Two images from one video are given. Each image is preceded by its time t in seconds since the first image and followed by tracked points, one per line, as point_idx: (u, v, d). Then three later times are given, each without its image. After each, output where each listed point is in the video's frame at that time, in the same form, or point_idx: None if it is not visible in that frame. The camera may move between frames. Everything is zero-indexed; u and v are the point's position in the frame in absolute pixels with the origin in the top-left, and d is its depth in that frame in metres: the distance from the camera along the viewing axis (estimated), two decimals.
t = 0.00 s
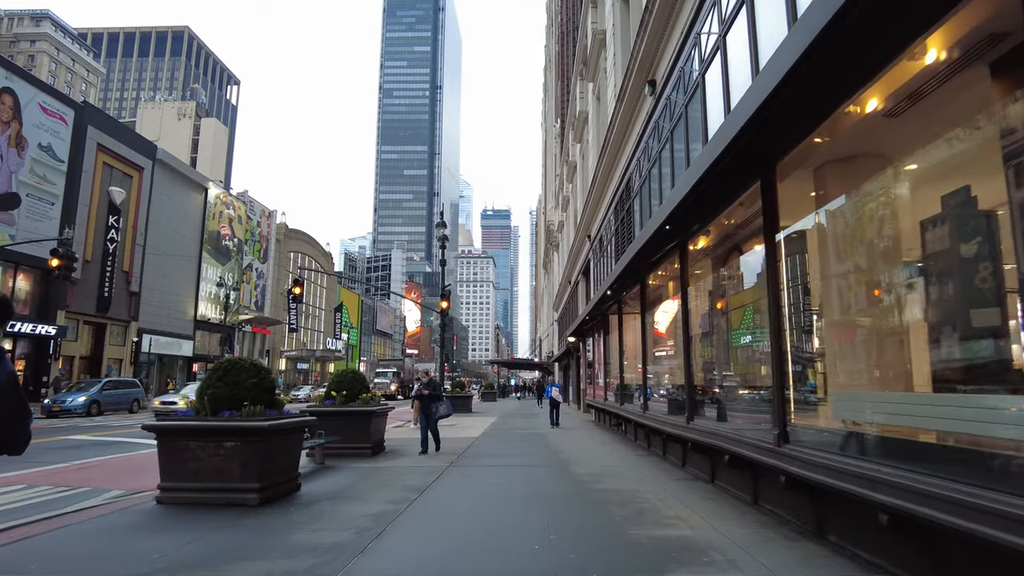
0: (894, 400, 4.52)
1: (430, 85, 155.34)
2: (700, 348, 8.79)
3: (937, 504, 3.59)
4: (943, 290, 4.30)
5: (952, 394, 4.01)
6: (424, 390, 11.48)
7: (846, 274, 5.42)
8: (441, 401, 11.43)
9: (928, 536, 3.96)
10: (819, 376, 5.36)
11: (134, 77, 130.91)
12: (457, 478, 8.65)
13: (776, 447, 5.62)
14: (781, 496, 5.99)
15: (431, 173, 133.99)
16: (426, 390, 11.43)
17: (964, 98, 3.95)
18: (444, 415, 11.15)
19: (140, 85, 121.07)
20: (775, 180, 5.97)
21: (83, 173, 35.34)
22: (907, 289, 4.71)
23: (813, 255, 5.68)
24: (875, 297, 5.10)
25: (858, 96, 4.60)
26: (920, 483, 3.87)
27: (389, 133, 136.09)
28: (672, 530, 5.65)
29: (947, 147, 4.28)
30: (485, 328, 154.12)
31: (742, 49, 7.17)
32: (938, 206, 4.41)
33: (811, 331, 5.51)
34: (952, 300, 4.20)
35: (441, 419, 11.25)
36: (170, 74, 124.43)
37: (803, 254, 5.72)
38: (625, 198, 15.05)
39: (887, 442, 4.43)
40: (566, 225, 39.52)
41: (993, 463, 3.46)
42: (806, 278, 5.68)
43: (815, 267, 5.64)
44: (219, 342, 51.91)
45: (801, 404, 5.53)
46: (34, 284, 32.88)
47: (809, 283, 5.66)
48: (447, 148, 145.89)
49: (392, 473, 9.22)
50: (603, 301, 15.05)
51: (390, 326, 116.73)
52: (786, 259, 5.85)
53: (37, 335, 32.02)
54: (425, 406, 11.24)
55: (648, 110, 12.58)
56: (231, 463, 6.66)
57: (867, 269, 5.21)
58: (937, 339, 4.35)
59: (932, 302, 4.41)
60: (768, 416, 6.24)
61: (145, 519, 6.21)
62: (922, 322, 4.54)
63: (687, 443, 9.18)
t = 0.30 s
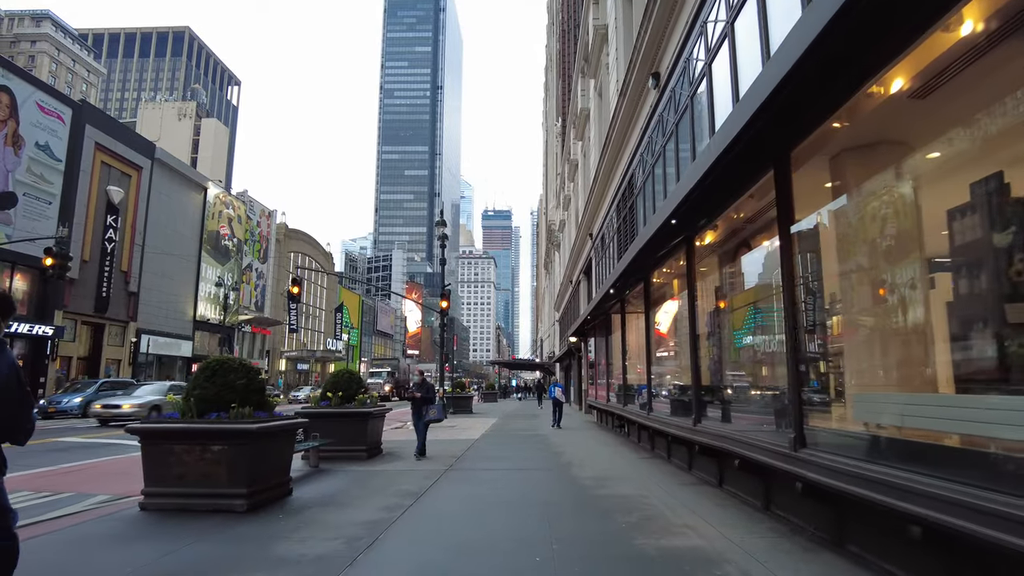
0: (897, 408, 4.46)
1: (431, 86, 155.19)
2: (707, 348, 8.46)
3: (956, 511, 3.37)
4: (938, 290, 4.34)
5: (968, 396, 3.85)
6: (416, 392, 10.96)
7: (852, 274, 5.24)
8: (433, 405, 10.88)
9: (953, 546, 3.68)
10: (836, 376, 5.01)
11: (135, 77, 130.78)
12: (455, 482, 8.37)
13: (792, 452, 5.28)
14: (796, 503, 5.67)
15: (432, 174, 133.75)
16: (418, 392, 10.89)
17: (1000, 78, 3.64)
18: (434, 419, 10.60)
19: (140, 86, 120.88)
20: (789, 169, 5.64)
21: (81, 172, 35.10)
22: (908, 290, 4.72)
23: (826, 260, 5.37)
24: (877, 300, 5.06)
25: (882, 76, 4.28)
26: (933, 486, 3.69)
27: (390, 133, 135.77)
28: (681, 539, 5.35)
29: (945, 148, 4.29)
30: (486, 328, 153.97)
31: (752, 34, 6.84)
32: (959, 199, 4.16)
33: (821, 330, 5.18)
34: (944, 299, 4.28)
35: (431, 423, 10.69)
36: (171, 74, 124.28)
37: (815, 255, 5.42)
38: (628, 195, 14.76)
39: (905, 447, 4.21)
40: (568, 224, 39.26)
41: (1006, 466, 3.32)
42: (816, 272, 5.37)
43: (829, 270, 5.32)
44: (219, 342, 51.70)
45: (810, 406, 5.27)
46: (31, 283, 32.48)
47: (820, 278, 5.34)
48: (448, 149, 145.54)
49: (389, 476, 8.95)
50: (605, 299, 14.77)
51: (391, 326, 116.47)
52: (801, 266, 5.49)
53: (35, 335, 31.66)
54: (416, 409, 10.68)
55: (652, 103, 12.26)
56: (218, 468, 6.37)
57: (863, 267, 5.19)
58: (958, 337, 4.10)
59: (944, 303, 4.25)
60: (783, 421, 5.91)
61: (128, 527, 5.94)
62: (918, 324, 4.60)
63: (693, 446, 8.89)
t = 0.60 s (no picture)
0: (930, 411, 4.06)
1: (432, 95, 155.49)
2: (716, 353, 8.12)
3: (993, 520, 3.13)
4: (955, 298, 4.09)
5: (992, 397, 3.59)
6: (410, 399, 10.48)
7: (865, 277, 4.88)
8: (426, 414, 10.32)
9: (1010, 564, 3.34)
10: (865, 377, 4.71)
11: (137, 86, 131.14)
12: (454, 493, 8.02)
13: (813, 459, 4.96)
14: (813, 509, 5.43)
15: (433, 182, 133.63)
16: (412, 400, 10.42)
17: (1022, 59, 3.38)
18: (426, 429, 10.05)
19: (142, 94, 121.10)
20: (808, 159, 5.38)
21: (80, 178, 34.87)
22: (912, 297, 4.48)
23: (843, 261, 5.07)
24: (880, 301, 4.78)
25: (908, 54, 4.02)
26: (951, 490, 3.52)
27: (391, 142, 135.79)
28: (694, 554, 5.02)
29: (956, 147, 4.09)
30: (488, 337, 153.61)
31: (761, 24, 6.58)
32: (995, 185, 3.77)
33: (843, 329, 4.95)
34: (952, 309, 4.11)
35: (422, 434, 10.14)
36: (173, 83, 124.57)
37: (830, 256, 5.16)
38: (631, 198, 14.51)
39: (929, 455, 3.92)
40: (569, 231, 38.93)
41: None
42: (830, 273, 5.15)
43: (848, 272, 5.01)
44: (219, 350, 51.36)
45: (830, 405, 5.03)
46: (27, 290, 32.11)
47: (835, 276, 5.11)
48: (449, 157, 145.57)
49: (385, 485, 8.60)
50: (608, 304, 14.45)
51: (391, 334, 116.05)
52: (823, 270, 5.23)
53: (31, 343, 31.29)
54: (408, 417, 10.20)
55: (657, 102, 12.00)
56: (203, 477, 6.03)
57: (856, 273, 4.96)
58: (988, 340, 3.73)
59: (967, 307, 3.93)
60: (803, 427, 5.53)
61: (109, 539, 5.59)
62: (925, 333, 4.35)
63: (701, 454, 8.54)
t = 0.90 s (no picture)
0: (968, 425, 3.63)
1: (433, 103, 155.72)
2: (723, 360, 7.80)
3: None
4: (973, 303, 3.96)
5: None
6: (400, 407, 10.07)
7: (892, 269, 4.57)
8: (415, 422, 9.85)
9: None
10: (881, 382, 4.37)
11: (139, 95, 131.34)
12: (449, 506, 7.68)
13: (832, 473, 4.59)
14: (828, 521, 5.12)
15: (434, 191, 133.51)
16: (402, 408, 9.99)
17: None
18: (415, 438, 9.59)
19: (143, 103, 121.19)
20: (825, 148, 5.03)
21: (78, 184, 34.72)
22: (913, 306, 4.40)
23: (860, 265, 4.74)
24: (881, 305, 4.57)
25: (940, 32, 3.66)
26: (967, 504, 3.34)
27: (392, 151, 135.88)
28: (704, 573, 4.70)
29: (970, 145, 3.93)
30: (489, 344, 153.14)
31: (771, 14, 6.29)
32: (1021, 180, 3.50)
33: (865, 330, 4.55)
34: (960, 313, 4.07)
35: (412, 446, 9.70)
36: (174, 92, 124.69)
37: (848, 258, 4.79)
38: (632, 203, 14.23)
39: (936, 462, 3.77)
40: (569, 238, 38.64)
41: None
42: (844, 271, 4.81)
43: (866, 271, 4.70)
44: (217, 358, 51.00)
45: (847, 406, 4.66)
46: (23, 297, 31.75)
47: (851, 277, 4.76)
48: (450, 165, 145.65)
49: (379, 497, 8.28)
50: (610, 310, 14.15)
51: (391, 342, 115.62)
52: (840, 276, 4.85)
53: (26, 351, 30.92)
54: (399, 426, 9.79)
55: (659, 103, 11.77)
56: (183, 489, 5.71)
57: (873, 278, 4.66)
58: (1014, 345, 3.48)
59: (988, 311, 3.77)
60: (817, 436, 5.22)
61: (83, 556, 5.29)
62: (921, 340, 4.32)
63: (708, 466, 8.19)
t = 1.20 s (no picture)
0: (1010, 423, 3.33)
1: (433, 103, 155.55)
2: (730, 356, 7.45)
3: None
4: (983, 300, 3.91)
5: None
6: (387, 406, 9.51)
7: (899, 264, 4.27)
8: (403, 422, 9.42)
9: None
10: (897, 381, 4.06)
11: (138, 94, 131.33)
12: (445, 509, 7.37)
13: (855, 475, 4.23)
14: (848, 525, 4.79)
15: (433, 190, 133.14)
16: (388, 407, 9.46)
17: None
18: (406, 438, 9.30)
19: (143, 103, 120.94)
20: (843, 124, 4.63)
21: (74, 182, 34.39)
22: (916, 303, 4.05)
23: (875, 255, 4.40)
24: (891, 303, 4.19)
25: None
26: (1001, 507, 3.03)
27: (392, 151, 135.51)
28: None
29: (982, 133, 3.76)
30: (488, 344, 152.94)
31: None
32: None
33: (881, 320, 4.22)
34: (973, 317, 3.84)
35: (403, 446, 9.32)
36: (174, 92, 124.45)
37: (866, 246, 4.43)
38: (634, 196, 13.93)
39: (967, 462, 3.49)
40: (569, 237, 38.31)
41: None
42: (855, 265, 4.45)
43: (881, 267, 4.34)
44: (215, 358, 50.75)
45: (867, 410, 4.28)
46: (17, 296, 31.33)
47: (867, 270, 4.40)
48: (449, 165, 145.27)
49: (373, 498, 7.97)
50: (611, 306, 13.86)
51: (390, 342, 115.32)
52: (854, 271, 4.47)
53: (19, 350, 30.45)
54: (387, 429, 9.30)
55: (662, 93, 11.45)
56: (159, 491, 5.40)
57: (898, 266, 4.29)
58: None
59: None
60: (830, 435, 5.01)
61: (53, 562, 4.96)
62: (915, 341, 4.02)
63: (714, 467, 7.86)
